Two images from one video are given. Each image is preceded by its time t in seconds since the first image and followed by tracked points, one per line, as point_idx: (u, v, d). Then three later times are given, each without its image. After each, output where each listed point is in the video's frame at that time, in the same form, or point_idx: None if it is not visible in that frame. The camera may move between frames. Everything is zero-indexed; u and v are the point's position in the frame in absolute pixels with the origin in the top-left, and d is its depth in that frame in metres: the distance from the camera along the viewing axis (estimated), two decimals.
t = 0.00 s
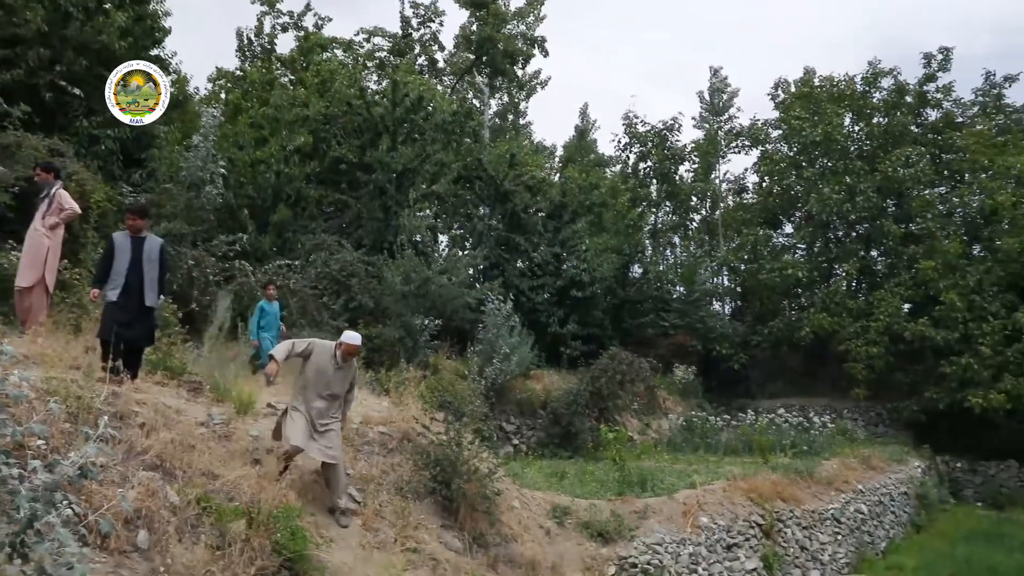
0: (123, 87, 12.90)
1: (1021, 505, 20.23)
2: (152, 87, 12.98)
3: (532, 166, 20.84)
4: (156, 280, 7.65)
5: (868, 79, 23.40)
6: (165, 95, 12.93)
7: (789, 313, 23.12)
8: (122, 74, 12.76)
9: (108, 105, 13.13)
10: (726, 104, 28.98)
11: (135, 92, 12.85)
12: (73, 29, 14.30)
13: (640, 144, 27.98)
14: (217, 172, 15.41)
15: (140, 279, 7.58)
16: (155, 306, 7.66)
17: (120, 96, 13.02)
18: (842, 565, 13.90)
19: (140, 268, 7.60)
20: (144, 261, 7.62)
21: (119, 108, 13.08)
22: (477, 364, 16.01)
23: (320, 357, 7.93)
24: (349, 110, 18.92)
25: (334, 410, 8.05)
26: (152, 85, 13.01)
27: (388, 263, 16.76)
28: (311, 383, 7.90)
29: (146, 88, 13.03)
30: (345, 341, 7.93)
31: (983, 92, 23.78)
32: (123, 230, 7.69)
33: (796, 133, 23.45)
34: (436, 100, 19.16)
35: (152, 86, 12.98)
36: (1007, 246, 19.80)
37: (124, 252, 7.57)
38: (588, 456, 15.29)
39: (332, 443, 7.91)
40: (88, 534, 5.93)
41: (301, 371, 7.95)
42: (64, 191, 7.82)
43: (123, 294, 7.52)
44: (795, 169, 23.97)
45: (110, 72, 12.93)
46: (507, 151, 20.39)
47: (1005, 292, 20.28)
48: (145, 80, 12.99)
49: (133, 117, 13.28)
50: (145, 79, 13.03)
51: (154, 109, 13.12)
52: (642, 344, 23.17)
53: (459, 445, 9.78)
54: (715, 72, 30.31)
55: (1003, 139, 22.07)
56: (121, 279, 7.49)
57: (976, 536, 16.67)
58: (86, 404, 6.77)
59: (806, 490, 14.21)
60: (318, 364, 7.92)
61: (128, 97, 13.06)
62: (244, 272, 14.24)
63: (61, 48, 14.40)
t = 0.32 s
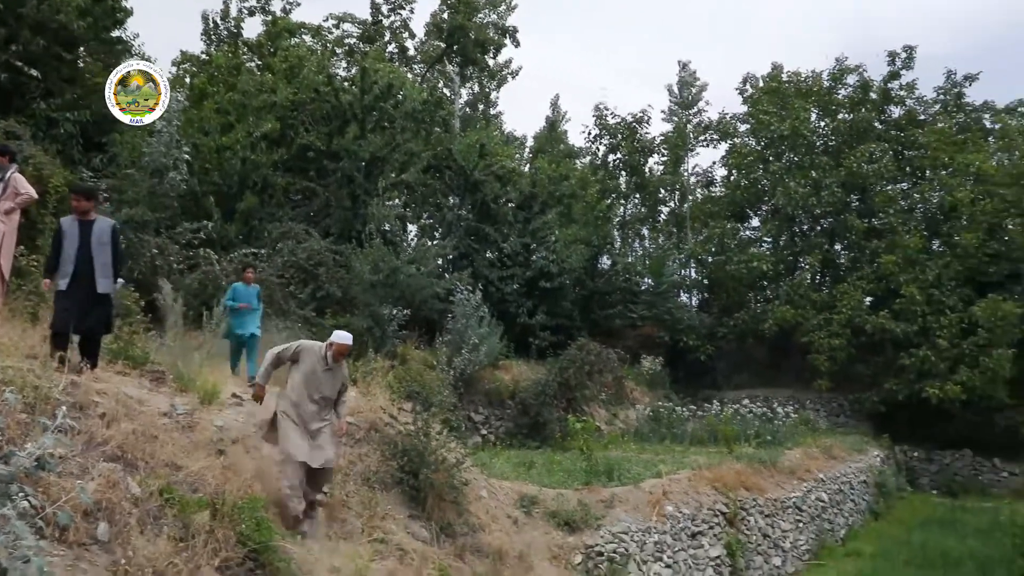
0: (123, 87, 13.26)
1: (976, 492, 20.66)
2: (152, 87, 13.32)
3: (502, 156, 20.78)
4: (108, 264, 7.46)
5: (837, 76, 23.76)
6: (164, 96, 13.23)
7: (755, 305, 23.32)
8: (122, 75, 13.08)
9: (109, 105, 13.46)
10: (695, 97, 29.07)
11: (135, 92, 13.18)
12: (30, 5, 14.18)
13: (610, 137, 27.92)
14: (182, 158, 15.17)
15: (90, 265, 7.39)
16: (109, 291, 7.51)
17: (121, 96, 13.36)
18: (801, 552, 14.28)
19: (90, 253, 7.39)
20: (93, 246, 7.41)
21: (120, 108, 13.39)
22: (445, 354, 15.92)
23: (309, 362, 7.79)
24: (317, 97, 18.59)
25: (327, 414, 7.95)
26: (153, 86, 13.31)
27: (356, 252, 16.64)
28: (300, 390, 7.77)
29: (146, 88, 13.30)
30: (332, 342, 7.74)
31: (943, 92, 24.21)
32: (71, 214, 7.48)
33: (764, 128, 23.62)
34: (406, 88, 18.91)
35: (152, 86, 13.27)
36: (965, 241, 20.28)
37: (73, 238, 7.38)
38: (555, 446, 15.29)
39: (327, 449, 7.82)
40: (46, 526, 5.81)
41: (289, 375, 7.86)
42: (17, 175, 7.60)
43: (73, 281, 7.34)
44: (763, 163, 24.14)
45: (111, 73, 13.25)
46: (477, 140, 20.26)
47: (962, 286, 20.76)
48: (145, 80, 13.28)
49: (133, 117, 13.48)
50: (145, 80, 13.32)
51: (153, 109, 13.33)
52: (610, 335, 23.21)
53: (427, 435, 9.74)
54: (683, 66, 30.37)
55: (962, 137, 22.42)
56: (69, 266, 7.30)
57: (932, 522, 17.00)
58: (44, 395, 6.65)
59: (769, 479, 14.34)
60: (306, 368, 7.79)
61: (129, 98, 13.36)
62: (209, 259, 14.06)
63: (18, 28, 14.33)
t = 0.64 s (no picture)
0: (123, 87, 13.43)
1: (937, 480, 21.00)
2: (151, 87, 13.50)
3: (475, 146, 20.69)
4: (52, 243, 7.31)
5: (808, 71, 24.09)
6: (165, 95, 13.37)
7: (726, 297, 23.45)
8: (123, 74, 13.31)
9: (109, 104, 13.68)
10: (668, 90, 29.09)
11: (135, 91, 13.36)
12: None
13: (584, 128, 27.92)
14: (149, 145, 14.94)
15: (34, 246, 7.25)
16: (60, 270, 7.38)
17: (121, 96, 13.63)
18: (769, 539, 14.38)
19: (33, 234, 7.25)
20: (35, 226, 7.25)
21: (121, 108, 13.65)
22: (418, 345, 15.82)
23: (305, 382, 7.60)
24: (290, 84, 18.43)
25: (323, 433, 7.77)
26: (152, 85, 13.48)
27: (328, 241, 16.50)
28: (301, 412, 7.58)
29: (146, 88, 13.53)
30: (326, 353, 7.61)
31: (911, 87, 24.50)
32: (13, 193, 7.31)
33: (736, 121, 23.70)
34: (379, 77, 18.76)
35: (151, 86, 13.45)
36: (930, 236, 20.66)
37: (15, 220, 7.23)
38: (528, 436, 15.26)
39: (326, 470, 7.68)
40: (6, 519, 5.71)
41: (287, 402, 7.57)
42: None
43: (20, 265, 7.25)
44: (734, 156, 24.23)
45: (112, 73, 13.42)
46: (450, 130, 20.15)
47: (926, 279, 21.18)
48: (145, 80, 13.50)
49: (134, 117, 13.82)
50: (145, 80, 13.51)
51: (153, 109, 13.57)
52: (582, 326, 23.20)
53: (399, 425, 9.66)
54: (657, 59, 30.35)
55: (928, 133, 22.81)
56: (12, 250, 7.20)
57: (897, 509, 17.22)
58: (5, 386, 6.60)
59: (738, 468, 14.44)
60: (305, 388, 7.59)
61: (131, 97, 13.60)
62: (177, 248, 13.87)
63: None
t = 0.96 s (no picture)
0: (124, 88, 13.68)
1: (898, 467, 21.30)
2: (152, 87, 13.82)
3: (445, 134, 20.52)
4: None
5: (777, 64, 24.24)
6: (165, 95, 13.73)
7: (694, 288, 23.56)
8: (123, 75, 13.55)
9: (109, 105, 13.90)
10: (639, 81, 29.04)
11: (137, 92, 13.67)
12: None
13: (555, 117, 27.86)
14: (111, 129, 14.65)
15: None
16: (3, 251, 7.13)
17: (120, 97, 13.78)
18: (734, 526, 14.47)
19: None
20: None
21: (120, 108, 13.86)
22: (387, 334, 15.68)
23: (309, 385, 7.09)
24: (257, 69, 18.03)
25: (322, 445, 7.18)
26: (153, 85, 13.81)
27: (296, 229, 16.29)
28: (307, 420, 7.01)
29: (146, 88, 13.80)
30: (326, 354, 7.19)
31: (877, 83, 25.09)
32: None
33: (706, 113, 23.75)
34: (348, 63, 18.53)
35: (152, 87, 13.77)
36: (893, 229, 20.96)
37: None
38: (497, 426, 15.20)
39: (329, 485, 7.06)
40: None
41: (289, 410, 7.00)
42: None
43: None
44: (704, 148, 24.26)
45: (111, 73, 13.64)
46: (421, 119, 19.99)
47: (888, 271, 21.43)
48: (146, 80, 13.79)
49: (133, 117, 14.02)
50: (145, 80, 13.82)
51: (154, 109, 13.90)
52: (552, 316, 23.11)
53: (368, 415, 9.57)
54: (628, 50, 30.32)
55: (893, 128, 23.31)
56: None
57: (858, 496, 17.41)
58: None
59: (705, 457, 14.54)
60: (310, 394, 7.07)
61: (129, 97, 13.81)
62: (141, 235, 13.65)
63: None
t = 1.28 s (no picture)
0: (124, 88, 13.97)
1: (856, 452, 21.59)
2: (152, 87, 14.06)
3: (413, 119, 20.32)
4: None
5: (744, 54, 24.31)
6: (165, 95, 14.00)
7: (661, 275, 23.64)
8: (122, 74, 13.82)
9: (109, 104, 14.20)
10: (609, 69, 28.92)
11: (136, 92, 13.94)
12: None
13: (523, 104, 27.73)
14: (69, 109, 14.29)
15: None
16: None
17: (120, 97, 14.03)
18: (698, 510, 14.56)
19: None
20: None
21: (120, 107, 14.16)
22: (354, 320, 15.52)
23: (310, 397, 6.87)
24: (220, 49, 17.68)
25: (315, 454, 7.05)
26: (152, 85, 14.07)
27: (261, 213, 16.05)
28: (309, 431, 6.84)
29: (146, 88, 14.06)
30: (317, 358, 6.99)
31: (841, 74, 25.41)
32: None
33: (674, 101, 23.76)
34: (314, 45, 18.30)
35: (152, 87, 14.03)
36: (855, 219, 21.15)
37: None
38: (464, 412, 15.14)
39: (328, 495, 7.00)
40: None
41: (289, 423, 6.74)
42: None
43: None
44: (671, 136, 24.31)
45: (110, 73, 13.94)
46: (388, 103, 19.78)
47: (849, 261, 21.65)
48: (145, 80, 14.02)
49: (133, 116, 14.39)
50: (145, 80, 14.06)
51: (153, 109, 14.21)
52: (520, 303, 22.92)
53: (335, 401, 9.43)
54: (598, 38, 30.23)
55: (855, 119, 23.51)
56: None
57: (817, 480, 17.56)
58: None
59: (670, 442, 14.59)
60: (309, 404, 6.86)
61: (129, 97, 14.08)
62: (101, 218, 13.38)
63: None
